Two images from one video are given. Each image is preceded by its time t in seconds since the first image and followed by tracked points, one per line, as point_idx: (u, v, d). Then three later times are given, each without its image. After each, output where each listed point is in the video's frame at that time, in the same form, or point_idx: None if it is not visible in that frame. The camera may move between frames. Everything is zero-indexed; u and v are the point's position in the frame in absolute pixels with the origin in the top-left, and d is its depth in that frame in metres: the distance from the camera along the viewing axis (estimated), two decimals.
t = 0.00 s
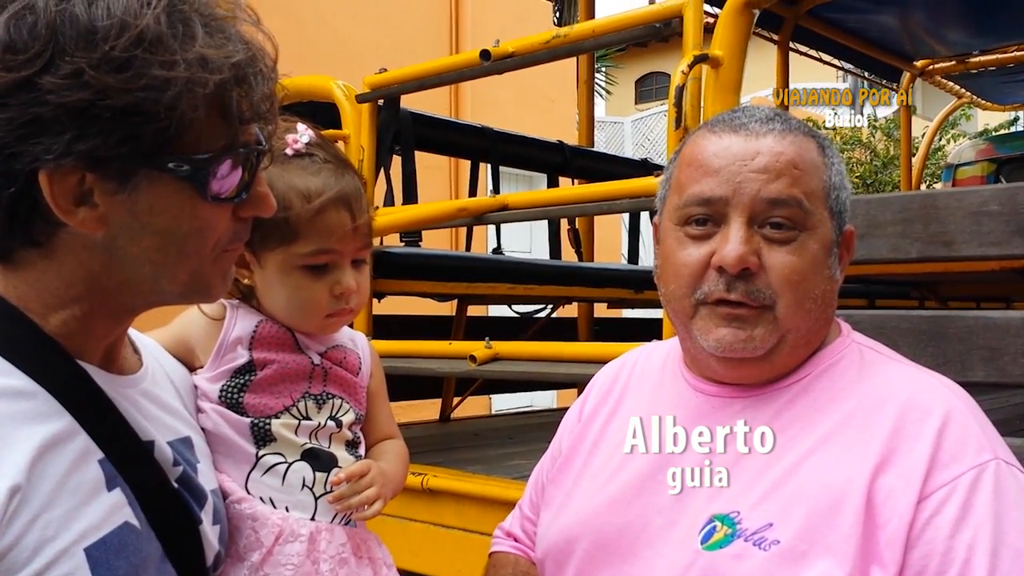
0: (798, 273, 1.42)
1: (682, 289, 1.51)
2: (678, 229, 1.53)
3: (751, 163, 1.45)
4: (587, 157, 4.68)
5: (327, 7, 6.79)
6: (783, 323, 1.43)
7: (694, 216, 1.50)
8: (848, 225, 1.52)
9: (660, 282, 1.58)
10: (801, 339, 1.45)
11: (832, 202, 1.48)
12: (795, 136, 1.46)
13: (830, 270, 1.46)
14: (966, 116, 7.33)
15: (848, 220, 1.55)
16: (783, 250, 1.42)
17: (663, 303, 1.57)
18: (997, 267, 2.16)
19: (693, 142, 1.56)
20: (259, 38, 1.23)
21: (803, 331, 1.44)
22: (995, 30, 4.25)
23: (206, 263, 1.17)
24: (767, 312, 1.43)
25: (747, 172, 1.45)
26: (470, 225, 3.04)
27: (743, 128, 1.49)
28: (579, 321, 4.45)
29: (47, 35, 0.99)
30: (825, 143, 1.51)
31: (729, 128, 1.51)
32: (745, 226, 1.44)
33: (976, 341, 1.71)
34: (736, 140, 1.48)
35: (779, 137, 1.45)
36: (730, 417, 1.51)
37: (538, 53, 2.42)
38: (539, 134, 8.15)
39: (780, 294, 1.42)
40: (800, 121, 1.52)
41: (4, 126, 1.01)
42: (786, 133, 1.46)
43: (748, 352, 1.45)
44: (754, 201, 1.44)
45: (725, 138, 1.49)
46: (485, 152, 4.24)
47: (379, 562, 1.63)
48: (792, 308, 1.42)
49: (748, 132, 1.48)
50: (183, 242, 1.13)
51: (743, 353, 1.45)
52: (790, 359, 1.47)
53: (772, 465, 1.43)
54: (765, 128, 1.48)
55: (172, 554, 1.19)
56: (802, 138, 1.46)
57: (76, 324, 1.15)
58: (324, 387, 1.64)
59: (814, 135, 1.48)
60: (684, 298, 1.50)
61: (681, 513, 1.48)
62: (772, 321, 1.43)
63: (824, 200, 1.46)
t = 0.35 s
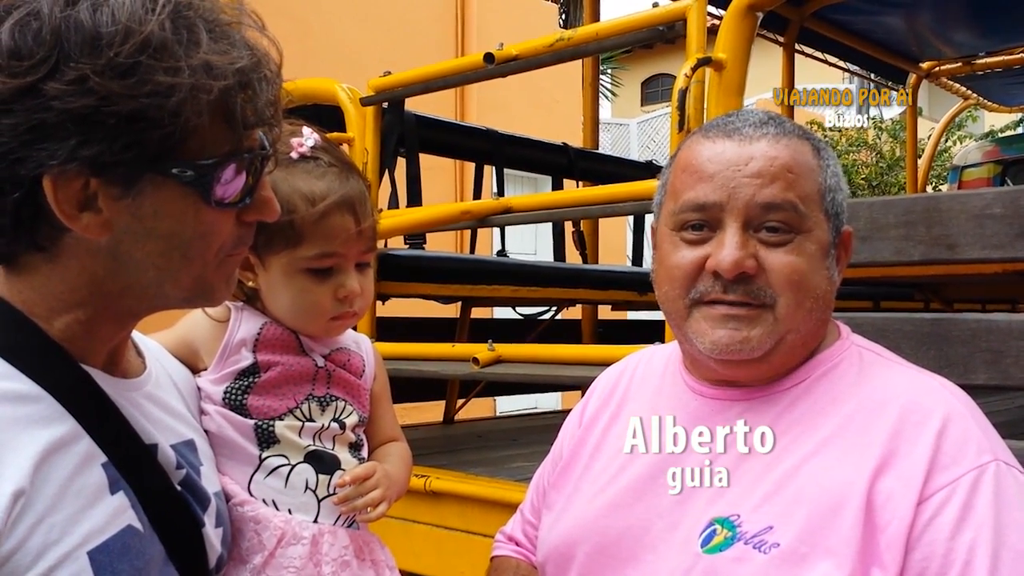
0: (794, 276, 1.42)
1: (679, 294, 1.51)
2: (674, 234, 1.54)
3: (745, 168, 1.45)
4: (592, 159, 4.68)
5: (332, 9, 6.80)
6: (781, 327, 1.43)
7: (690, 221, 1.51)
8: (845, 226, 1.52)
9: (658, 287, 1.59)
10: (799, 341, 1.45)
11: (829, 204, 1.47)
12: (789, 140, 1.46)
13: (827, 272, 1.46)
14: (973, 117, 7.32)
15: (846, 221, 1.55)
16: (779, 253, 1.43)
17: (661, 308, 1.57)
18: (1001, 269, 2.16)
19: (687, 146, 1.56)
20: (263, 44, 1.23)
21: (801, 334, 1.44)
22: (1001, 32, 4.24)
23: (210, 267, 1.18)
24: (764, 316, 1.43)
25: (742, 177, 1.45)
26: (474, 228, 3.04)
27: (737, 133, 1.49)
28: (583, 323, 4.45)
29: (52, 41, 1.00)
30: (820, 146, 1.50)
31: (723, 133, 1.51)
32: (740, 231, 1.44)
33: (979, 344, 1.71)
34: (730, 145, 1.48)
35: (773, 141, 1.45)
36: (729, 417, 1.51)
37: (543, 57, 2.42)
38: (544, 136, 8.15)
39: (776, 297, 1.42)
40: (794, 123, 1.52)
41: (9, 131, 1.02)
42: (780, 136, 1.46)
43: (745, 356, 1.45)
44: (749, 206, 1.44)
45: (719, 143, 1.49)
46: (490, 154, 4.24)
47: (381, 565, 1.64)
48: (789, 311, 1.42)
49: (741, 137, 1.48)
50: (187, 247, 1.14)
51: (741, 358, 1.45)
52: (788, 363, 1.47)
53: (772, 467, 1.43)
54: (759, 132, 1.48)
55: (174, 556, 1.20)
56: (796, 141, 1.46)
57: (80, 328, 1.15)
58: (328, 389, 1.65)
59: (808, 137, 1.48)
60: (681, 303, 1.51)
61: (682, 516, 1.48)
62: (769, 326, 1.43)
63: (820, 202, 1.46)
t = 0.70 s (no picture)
0: (789, 277, 1.42)
1: (675, 299, 1.51)
2: (668, 239, 1.53)
3: (738, 171, 1.45)
4: (590, 158, 4.68)
5: (329, 10, 6.80)
6: (777, 328, 1.43)
7: (684, 226, 1.50)
8: (839, 224, 1.52)
9: (654, 292, 1.58)
10: (795, 342, 1.45)
11: (822, 204, 1.47)
12: (780, 141, 1.46)
13: (822, 271, 1.46)
14: (971, 114, 7.32)
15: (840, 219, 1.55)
16: (774, 256, 1.43)
17: (658, 313, 1.57)
18: (1000, 266, 2.16)
19: (679, 151, 1.56)
20: (254, 45, 1.23)
21: (797, 334, 1.44)
22: (998, 28, 4.25)
23: (204, 267, 1.17)
24: (760, 319, 1.43)
25: (734, 180, 1.45)
26: (473, 228, 3.04)
27: (728, 136, 1.49)
28: (583, 322, 4.44)
29: (42, 43, 1.00)
30: (811, 145, 1.50)
31: (714, 137, 1.51)
32: (735, 234, 1.45)
33: (977, 341, 1.71)
34: (721, 149, 1.48)
35: (764, 143, 1.45)
36: (729, 417, 1.51)
37: (538, 56, 2.42)
38: (542, 135, 8.15)
39: (772, 300, 1.42)
40: (784, 124, 1.52)
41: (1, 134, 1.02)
42: (771, 138, 1.46)
43: (743, 360, 1.45)
44: (743, 209, 1.44)
45: (710, 147, 1.49)
46: (488, 154, 4.24)
47: (379, 566, 1.64)
48: (785, 312, 1.42)
49: (732, 140, 1.48)
50: (180, 248, 1.14)
51: (739, 362, 1.45)
52: (785, 365, 1.47)
53: (770, 465, 1.43)
54: (750, 134, 1.48)
55: (172, 557, 1.20)
56: (787, 143, 1.46)
57: (74, 330, 1.15)
58: (324, 393, 1.64)
59: (799, 138, 1.48)
60: (678, 309, 1.50)
61: (682, 514, 1.48)
62: (766, 328, 1.43)
63: (813, 202, 1.46)
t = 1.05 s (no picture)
0: (789, 272, 1.42)
1: (676, 296, 1.51)
2: (668, 236, 1.54)
3: (735, 166, 1.46)
4: (589, 158, 4.68)
5: (330, 8, 6.80)
6: (778, 323, 1.43)
7: (684, 222, 1.51)
8: (838, 222, 1.53)
9: (656, 290, 1.58)
10: (796, 337, 1.45)
11: (820, 199, 1.48)
12: (777, 137, 1.47)
13: (822, 267, 1.46)
14: (970, 115, 7.32)
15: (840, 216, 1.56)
16: (774, 250, 1.43)
17: (661, 312, 1.57)
18: (1000, 266, 2.16)
19: (677, 149, 1.57)
20: (254, 50, 1.24)
21: (798, 329, 1.44)
22: (998, 29, 4.25)
23: (191, 271, 1.16)
24: (761, 314, 1.43)
25: (732, 175, 1.46)
26: (472, 227, 3.03)
27: (726, 133, 1.50)
28: (582, 321, 4.44)
29: (38, 37, 1.00)
30: (809, 143, 1.51)
31: (711, 134, 1.52)
32: (734, 228, 1.45)
33: (975, 341, 1.72)
34: (719, 145, 1.48)
35: (761, 139, 1.46)
36: (729, 417, 1.51)
37: (538, 55, 2.42)
38: (542, 135, 8.15)
39: (771, 295, 1.42)
40: (781, 121, 1.53)
41: None
42: (768, 134, 1.47)
43: (745, 355, 1.45)
44: (741, 204, 1.44)
45: (708, 144, 1.50)
46: (487, 153, 4.24)
47: (375, 563, 1.64)
48: (785, 306, 1.42)
49: (729, 136, 1.49)
50: (168, 251, 1.13)
51: (740, 358, 1.45)
52: (786, 360, 1.47)
53: (771, 462, 1.43)
54: (747, 131, 1.48)
55: (168, 553, 1.20)
56: (784, 138, 1.47)
57: (65, 327, 1.15)
58: (319, 390, 1.64)
59: (796, 134, 1.49)
60: (680, 306, 1.50)
61: (682, 509, 1.48)
62: (767, 322, 1.43)
63: (812, 197, 1.46)
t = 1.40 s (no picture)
0: (771, 275, 1.42)
1: (664, 306, 1.51)
2: (653, 247, 1.54)
3: (709, 175, 1.46)
4: (587, 156, 4.68)
5: (328, 6, 6.80)
6: (763, 328, 1.43)
7: (665, 233, 1.51)
8: (825, 215, 1.52)
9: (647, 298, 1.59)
10: (785, 339, 1.45)
11: (801, 198, 1.47)
12: (750, 141, 1.47)
13: (807, 265, 1.46)
14: (968, 114, 7.33)
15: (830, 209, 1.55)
16: (754, 255, 1.43)
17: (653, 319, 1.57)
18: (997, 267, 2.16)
19: (656, 159, 1.57)
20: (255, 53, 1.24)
21: (785, 331, 1.44)
22: (996, 29, 4.25)
23: (185, 270, 1.16)
24: (745, 320, 1.43)
25: (707, 184, 1.46)
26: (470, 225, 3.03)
27: (699, 141, 1.50)
28: (579, 320, 4.44)
29: (40, 29, 1.00)
30: (786, 140, 1.50)
31: (686, 143, 1.52)
32: (713, 237, 1.45)
33: (973, 340, 1.72)
34: (693, 154, 1.49)
35: (734, 145, 1.46)
36: (729, 417, 1.51)
37: (537, 53, 2.42)
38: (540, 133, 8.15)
39: (753, 300, 1.42)
40: (757, 121, 1.52)
41: None
42: (741, 139, 1.47)
43: (731, 362, 1.45)
44: (717, 212, 1.44)
45: (683, 153, 1.50)
46: (485, 151, 4.24)
47: (371, 560, 1.64)
48: (768, 310, 1.42)
49: (703, 144, 1.49)
50: (161, 249, 1.12)
51: (727, 363, 1.45)
52: (773, 363, 1.47)
53: (770, 458, 1.44)
54: (720, 137, 1.48)
55: (162, 551, 1.19)
56: (757, 141, 1.46)
57: (59, 324, 1.15)
58: (314, 386, 1.64)
59: (772, 134, 1.48)
60: (666, 315, 1.51)
61: (679, 506, 1.48)
62: (751, 328, 1.43)
63: (791, 197, 1.46)
